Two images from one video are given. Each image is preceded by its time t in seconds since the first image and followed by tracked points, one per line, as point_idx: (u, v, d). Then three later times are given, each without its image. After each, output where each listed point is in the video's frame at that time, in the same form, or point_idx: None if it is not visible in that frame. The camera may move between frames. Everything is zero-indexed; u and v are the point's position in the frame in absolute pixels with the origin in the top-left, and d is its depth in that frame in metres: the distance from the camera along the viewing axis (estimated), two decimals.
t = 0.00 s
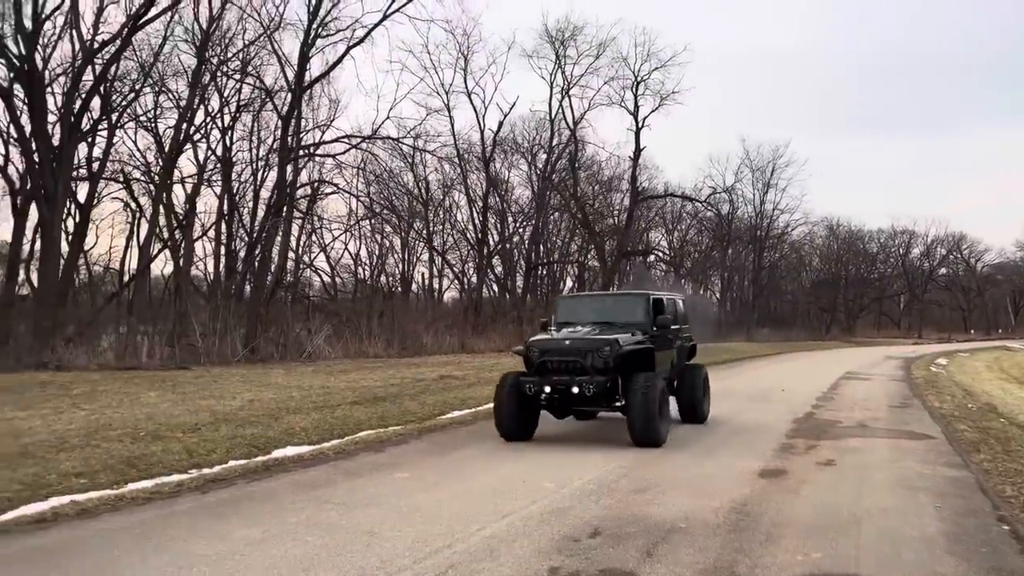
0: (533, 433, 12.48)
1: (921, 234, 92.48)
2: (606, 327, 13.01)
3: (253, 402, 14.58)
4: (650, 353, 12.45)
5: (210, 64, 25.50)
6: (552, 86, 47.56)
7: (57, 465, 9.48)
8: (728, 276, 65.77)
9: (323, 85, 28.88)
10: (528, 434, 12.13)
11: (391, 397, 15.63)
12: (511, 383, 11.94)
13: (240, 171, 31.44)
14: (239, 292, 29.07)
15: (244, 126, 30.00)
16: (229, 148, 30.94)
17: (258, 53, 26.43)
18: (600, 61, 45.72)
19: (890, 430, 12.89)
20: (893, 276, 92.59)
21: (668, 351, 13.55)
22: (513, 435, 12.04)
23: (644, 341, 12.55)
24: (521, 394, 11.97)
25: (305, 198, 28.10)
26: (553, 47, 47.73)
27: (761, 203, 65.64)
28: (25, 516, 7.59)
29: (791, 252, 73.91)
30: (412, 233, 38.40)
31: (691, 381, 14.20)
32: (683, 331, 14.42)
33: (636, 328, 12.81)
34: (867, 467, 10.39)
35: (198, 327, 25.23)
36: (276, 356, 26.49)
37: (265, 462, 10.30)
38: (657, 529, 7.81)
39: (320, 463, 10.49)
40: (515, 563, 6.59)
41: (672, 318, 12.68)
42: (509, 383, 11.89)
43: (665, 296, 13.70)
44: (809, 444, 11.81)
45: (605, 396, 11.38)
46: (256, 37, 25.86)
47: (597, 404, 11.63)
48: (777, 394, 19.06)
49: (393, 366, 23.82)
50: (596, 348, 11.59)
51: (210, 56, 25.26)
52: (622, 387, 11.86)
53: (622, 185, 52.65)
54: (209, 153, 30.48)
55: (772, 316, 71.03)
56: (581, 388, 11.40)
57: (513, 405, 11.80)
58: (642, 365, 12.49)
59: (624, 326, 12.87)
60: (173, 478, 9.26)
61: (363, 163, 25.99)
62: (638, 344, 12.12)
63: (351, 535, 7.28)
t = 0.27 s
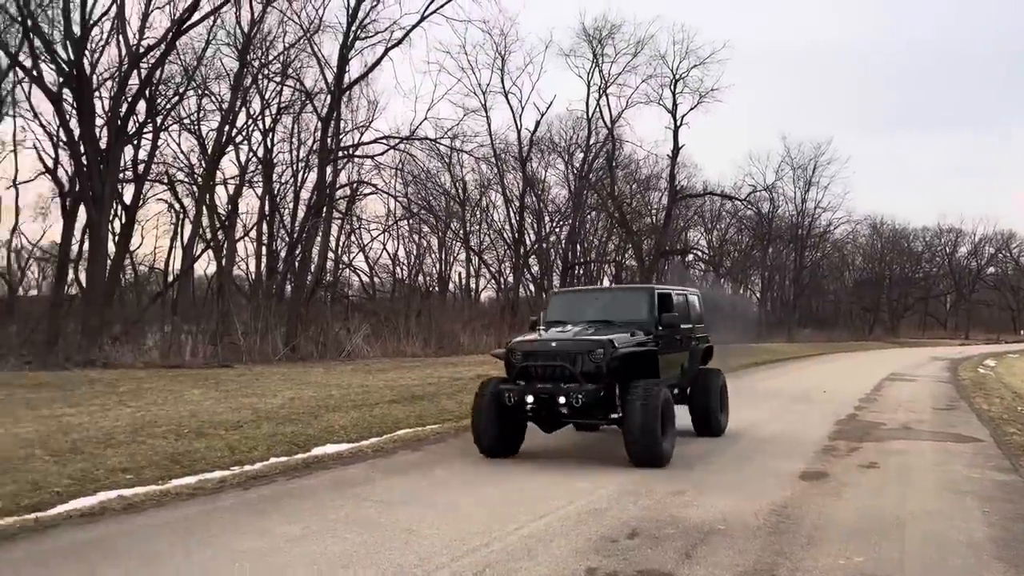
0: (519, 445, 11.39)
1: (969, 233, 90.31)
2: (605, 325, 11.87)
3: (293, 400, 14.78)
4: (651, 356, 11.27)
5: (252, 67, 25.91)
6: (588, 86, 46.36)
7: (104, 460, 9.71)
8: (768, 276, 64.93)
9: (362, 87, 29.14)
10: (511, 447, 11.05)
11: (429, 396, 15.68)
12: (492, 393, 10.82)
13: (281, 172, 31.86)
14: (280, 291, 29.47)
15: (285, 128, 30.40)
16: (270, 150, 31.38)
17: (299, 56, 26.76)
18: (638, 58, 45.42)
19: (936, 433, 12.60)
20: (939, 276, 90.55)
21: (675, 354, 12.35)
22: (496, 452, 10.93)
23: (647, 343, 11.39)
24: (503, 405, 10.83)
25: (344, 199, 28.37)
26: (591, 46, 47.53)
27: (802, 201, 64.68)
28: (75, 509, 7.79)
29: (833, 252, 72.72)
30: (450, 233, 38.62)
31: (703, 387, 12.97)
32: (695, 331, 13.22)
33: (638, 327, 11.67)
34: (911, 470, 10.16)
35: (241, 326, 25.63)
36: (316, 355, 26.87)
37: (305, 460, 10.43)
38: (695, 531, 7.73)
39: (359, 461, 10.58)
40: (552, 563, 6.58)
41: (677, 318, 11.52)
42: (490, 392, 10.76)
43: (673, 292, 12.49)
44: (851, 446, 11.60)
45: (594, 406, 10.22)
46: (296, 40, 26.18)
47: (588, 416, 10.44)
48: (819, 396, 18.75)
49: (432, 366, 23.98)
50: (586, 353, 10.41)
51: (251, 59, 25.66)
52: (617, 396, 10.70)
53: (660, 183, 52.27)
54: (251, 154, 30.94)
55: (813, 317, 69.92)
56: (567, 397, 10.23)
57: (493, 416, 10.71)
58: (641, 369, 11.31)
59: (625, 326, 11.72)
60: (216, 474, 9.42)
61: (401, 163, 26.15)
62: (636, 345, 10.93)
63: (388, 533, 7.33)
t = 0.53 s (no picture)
0: (492, 463, 9.93)
1: None
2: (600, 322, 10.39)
3: (338, 397, 14.99)
4: (650, 359, 9.82)
5: (299, 69, 26.32)
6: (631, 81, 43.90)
7: (156, 454, 9.97)
8: (815, 275, 63.87)
9: (406, 87, 29.36)
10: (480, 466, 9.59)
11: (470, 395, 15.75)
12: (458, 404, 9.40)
13: (326, 172, 32.27)
14: (326, 289, 29.87)
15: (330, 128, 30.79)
16: (315, 150, 31.82)
17: (344, 56, 27.08)
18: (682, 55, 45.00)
19: (989, 436, 12.28)
20: (994, 275, 88.07)
21: (682, 357, 10.86)
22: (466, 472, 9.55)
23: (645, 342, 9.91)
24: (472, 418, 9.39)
25: (388, 198, 28.66)
26: (634, 43, 47.21)
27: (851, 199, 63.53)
28: (128, 501, 8.02)
29: (882, 250, 71.22)
30: (492, 231, 38.80)
31: (715, 395, 11.50)
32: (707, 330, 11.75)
33: (637, 324, 10.20)
34: (965, 474, 9.92)
35: (288, 323, 26.02)
36: (360, 352, 27.22)
37: (349, 455, 10.57)
38: (739, 532, 7.65)
39: (401, 458, 10.70)
40: (594, 562, 6.57)
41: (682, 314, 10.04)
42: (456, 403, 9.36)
43: (680, 285, 11.00)
44: (900, 448, 11.38)
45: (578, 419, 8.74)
46: (341, 41, 26.50)
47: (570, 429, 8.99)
48: (867, 396, 18.37)
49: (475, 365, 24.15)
50: (567, 357, 8.98)
51: (298, 60, 26.06)
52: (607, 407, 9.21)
53: (704, 180, 51.64)
54: (297, 155, 31.40)
55: (862, 316, 68.65)
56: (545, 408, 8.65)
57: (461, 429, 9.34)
58: (638, 375, 9.86)
59: (622, 323, 10.25)
60: (262, 469, 9.61)
61: (444, 162, 26.29)
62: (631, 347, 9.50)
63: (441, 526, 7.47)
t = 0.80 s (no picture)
0: (460, 476, 8.63)
1: None
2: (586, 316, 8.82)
3: (387, 393, 15.16)
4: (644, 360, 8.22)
5: (351, 69, 26.66)
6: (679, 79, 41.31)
7: (211, 447, 10.22)
8: (871, 274, 62.38)
9: (456, 86, 29.51)
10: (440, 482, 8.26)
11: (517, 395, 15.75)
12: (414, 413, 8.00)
13: (376, 172, 32.64)
14: (376, 287, 30.23)
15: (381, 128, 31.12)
16: (367, 149, 32.21)
17: (395, 56, 27.33)
18: (734, 50, 44.30)
19: None
20: None
21: (688, 358, 9.26)
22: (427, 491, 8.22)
23: (640, 340, 8.32)
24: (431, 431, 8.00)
25: (437, 197, 28.87)
26: (685, 39, 46.69)
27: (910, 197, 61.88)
28: (185, 492, 8.23)
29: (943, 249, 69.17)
30: (540, 229, 38.81)
31: (731, 402, 10.08)
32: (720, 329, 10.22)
33: (631, 319, 8.64)
34: None
35: (339, 317, 26.49)
36: (410, 349, 27.50)
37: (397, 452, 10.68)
38: (791, 535, 7.52)
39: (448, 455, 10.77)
40: (642, 562, 6.52)
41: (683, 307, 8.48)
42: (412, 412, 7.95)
43: (684, 275, 9.45)
44: (959, 453, 11.05)
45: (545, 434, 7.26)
46: (392, 41, 26.76)
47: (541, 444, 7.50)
48: (925, 399, 17.89)
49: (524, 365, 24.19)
50: (537, 359, 7.46)
51: (350, 61, 26.40)
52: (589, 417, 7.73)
53: (757, 177, 50.82)
54: (349, 154, 31.82)
55: (921, 317, 66.83)
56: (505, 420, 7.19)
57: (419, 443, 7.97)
58: (631, 380, 8.34)
59: (613, 318, 8.70)
60: (313, 463, 9.76)
61: (493, 160, 26.34)
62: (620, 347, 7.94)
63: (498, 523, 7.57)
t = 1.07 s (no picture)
0: (413, 494, 7.42)
1: None
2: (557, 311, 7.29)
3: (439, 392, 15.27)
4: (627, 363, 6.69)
5: (405, 70, 26.94)
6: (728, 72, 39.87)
7: (268, 442, 10.43)
8: (935, 274, 60.61)
9: (509, 85, 29.57)
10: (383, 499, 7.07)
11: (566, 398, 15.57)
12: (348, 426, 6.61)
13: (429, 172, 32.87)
14: (429, 286, 30.53)
15: (434, 128, 31.33)
16: (420, 149, 32.49)
17: (448, 56, 27.52)
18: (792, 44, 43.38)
19: None
20: None
21: (685, 363, 7.82)
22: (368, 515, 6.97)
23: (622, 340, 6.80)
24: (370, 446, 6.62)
25: (489, 197, 28.97)
26: (741, 34, 46.02)
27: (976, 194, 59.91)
28: (243, 486, 8.42)
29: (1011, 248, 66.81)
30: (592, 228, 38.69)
31: (741, 415, 8.79)
32: (726, 330, 8.75)
33: (612, 315, 7.11)
34: None
35: (394, 315, 26.84)
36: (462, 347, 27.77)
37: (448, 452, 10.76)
38: (849, 540, 7.35)
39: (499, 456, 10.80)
40: (697, 564, 6.45)
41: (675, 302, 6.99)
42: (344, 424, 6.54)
43: (681, 265, 8.01)
44: None
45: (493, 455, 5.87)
46: (447, 41, 26.94)
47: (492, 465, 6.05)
48: (991, 404, 17.29)
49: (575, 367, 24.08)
50: (489, 361, 6.04)
51: (404, 61, 26.69)
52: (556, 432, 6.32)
53: (815, 175, 49.80)
54: (402, 155, 32.11)
55: (987, 318, 64.71)
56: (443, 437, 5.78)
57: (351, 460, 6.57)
58: (611, 390, 6.80)
59: (591, 313, 7.18)
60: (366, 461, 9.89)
61: (545, 159, 26.30)
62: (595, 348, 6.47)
63: (539, 522, 7.51)
